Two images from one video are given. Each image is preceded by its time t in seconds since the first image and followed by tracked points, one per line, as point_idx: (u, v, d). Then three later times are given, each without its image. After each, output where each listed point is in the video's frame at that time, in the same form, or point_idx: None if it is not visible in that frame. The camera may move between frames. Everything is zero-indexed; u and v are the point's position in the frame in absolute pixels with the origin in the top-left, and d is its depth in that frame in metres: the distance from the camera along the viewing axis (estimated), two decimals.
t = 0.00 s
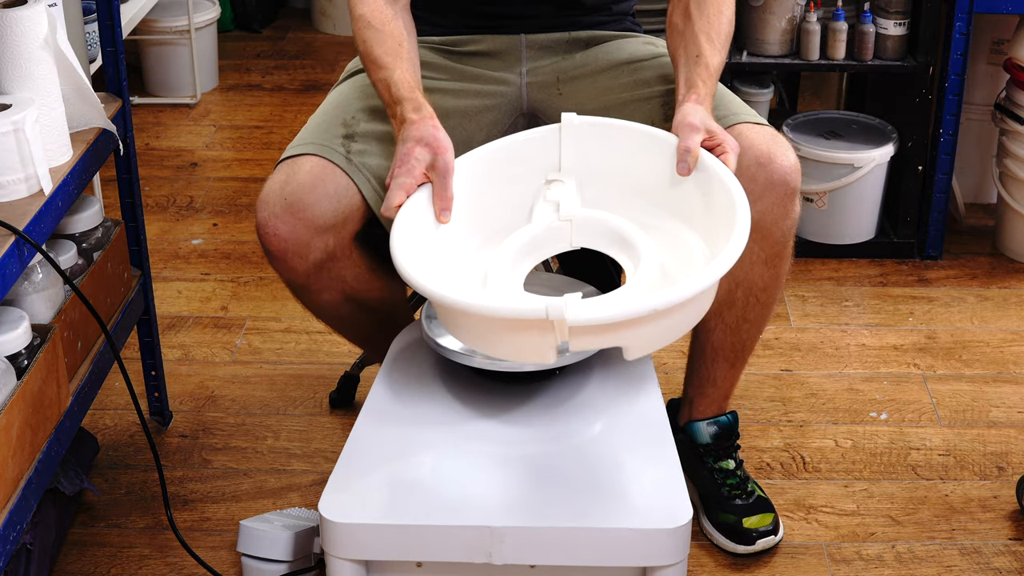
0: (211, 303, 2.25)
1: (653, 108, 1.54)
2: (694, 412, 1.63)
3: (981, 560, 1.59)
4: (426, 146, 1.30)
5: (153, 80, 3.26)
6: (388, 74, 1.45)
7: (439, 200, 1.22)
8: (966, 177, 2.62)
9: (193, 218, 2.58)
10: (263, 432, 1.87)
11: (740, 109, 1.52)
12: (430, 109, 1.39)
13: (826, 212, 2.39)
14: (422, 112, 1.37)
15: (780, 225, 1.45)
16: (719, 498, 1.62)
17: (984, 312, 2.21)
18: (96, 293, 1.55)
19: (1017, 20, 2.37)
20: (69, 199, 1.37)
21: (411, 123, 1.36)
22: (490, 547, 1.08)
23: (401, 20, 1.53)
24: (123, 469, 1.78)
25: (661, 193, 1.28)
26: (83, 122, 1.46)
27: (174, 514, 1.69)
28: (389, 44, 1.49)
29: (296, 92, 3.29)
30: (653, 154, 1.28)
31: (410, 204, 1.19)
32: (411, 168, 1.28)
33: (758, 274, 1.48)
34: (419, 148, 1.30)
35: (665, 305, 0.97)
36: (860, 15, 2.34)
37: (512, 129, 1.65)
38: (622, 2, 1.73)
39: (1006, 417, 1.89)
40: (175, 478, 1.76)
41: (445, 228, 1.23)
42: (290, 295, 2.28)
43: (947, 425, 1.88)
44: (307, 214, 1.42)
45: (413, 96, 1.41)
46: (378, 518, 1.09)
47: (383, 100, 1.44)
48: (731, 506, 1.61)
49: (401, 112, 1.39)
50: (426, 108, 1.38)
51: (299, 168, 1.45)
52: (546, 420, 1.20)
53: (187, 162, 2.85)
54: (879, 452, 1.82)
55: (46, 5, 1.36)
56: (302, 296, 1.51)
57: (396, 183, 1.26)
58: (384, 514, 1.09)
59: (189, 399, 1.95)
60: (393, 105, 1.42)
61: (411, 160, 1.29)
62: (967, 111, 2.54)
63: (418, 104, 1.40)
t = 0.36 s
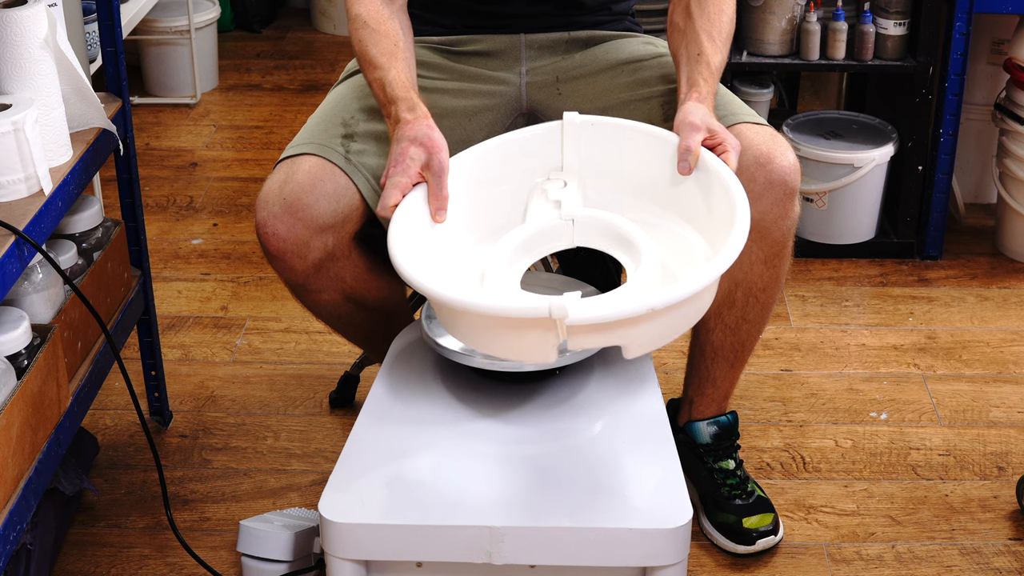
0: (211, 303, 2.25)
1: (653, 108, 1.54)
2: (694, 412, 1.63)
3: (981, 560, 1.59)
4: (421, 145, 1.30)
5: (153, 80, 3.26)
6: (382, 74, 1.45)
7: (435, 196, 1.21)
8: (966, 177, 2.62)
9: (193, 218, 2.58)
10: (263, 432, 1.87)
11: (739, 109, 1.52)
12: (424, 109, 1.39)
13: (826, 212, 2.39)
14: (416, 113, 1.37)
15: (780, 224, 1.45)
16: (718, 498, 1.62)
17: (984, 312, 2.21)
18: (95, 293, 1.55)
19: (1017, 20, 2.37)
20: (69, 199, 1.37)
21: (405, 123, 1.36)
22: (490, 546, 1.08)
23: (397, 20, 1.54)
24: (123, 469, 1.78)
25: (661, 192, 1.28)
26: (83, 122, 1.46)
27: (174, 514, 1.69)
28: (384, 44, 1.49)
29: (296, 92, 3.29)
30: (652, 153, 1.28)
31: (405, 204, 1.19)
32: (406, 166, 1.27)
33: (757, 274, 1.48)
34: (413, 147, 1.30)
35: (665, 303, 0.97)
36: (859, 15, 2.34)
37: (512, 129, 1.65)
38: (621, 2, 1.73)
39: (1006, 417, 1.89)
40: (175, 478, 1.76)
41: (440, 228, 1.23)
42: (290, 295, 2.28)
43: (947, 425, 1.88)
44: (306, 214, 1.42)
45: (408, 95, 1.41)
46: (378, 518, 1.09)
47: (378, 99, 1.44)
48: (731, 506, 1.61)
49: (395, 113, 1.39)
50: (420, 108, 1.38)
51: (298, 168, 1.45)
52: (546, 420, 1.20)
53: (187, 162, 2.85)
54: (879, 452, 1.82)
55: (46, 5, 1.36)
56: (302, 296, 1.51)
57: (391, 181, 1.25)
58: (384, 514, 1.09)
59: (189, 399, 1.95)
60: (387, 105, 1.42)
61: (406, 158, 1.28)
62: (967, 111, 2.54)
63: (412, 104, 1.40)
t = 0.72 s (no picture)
0: (211, 303, 2.25)
1: (653, 108, 1.54)
2: (694, 412, 1.63)
3: (981, 560, 1.59)
4: (422, 145, 1.29)
5: (153, 80, 3.26)
6: (381, 75, 1.45)
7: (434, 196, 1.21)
8: (966, 177, 2.62)
9: (193, 218, 2.58)
10: (263, 432, 1.87)
11: (739, 108, 1.52)
12: (424, 109, 1.39)
13: (826, 212, 2.39)
14: (417, 114, 1.37)
15: (780, 224, 1.45)
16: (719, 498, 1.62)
17: (984, 312, 2.21)
18: (95, 293, 1.55)
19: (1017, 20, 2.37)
20: (69, 199, 1.37)
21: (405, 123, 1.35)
22: (490, 546, 1.08)
23: (396, 21, 1.54)
24: (123, 469, 1.78)
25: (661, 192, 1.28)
26: (84, 122, 1.46)
27: (174, 514, 1.69)
28: (384, 45, 1.49)
29: (296, 92, 3.29)
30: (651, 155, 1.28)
31: (404, 206, 1.18)
32: (406, 167, 1.27)
33: (758, 274, 1.48)
34: (413, 148, 1.29)
35: (663, 302, 0.97)
36: (859, 15, 2.34)
37: (512, 129, 1.65)
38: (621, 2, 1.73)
39: (1006, 417, 1.89)
40: (175, 478, 1.76)
41: (440, 229, 1.23)
42: (290, 295, 2.28)
43: (947, 425, 1.88)
44: (306, 214, 1.42)
45: (407, 96, 1.40)
46: (379, 518, 1.09)
47: (377, 100, 1.44)
48: (731, 506, 1.61)
49: (394, 114, 1.39)
50: (420, 109, 1.38)
51: (297, 168, 1.45)
52: (546, 420, 1.20)
53: (187, 162, 2.85)
54: (879, 452, 1.82)
55: (46, 5, 1.36)
56: (301, 296, 1.51)
57: (390, 181, 1.25)
58: (384, 514, 1.09)
59: (189, 399, 1.95)
60: (387, 105, 1.41)
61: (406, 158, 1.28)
62: (967, 111, 2.54)
63: (411, 105, 1.39)
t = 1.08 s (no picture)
0: (211, 303, 2.25)
1: (652, 109, 1.55)
2: (694, 412, 1.63)
3: (981, 560, 1.59)
4: (413, 145, 1.29)
5: (153, 80, 3.27)
6: (375, 77, 1.45)
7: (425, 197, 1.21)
8: (966, 177, 2.62)
9: (193, 218, 2.58)
10: (263, 432, 1.87)
11: (739, 108, 1.52)
12: (415, 113, 1.39)
13: (826, 212, 2.39)
14: (408, 114, 1.37)
15: (780, 225, 1.45)
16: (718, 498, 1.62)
17: (984, 312, 2.21)
18: (95, 293, 1.55)
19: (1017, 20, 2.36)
20: (69, 199, 1.37)
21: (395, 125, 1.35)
22: (490, 546, 1.08)
23: (391, 22, 1.54)
24: (123, 469, 1.78)
25: (648, 198, 1.27)
26: (83, 122, 1.46)
27: (174, 514, 1.69)
28: (378, 47, 1.49)
29: (296, 92, 3.29)
30: (635, 163, 1.28)
31: (395, 204, 1.18)
32: (397, 167, 1.27)
33: (758, 274, 1.48)
34: (404, 149, 1.29)
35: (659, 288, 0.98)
36: (859, 15, 2.34)
37: (512, 129, 1.65)
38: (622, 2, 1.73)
39: (1006, 417, 1.89)
40: (175, 478, 1.76)
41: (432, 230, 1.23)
42: (290, 295, 2.28)
43: (947, 425, 1.88)
44: (306, 214, 1.42)
45: (399, 99, 1.39)
46: (378, 518, 1.09)
47: (370, 100, 1.44)
48: (731, 506, 1.61)
49: (385, 116, 1.39)
50: (411, 112, 1.37)
51: (297, 168, 1.45)
52: (546, 420, 1.20)
53: (187, 162, 2.85)
54: (879, 452, 1.82)
55: (46, 5, 1.36)
56: (301, 296, 1.51)
57: (381, 182, 1.25)
58: (384, 514, 1.09)
59: (189, 399, 1.95)
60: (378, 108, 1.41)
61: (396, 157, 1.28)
62: (967, 111, 2.54)
63: (402, 109, 1.39)
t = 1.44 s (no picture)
0: (211, 303, 2.25)
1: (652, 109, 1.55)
2: (694, 412, 1.63)
3: (981, 560, 1.59)
4: (393, 161, 1.35)
5: (153, 80, 3.27)
6: (359, 81, 1.47)
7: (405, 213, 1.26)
8: (966, 177, 2.62)
9: (193, 218, 2.58)
10: (263, 432, 1.87)
11: (738, 107, 1.53)
12: (396, 123, 1.42)
13: (826, 212, 2.39)
14: (389, 126, 1.41)
15: (780, 225, 1.45)
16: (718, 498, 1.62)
17: (984, 312, 2.21)
18: (95, 292, 1.55)
19: (1017, 20, 2.37)
20: (69, 199, 1.37)
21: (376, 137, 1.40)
22: (490, 546, 1.08)
23: (383, 21, 1.54)
24: (123, 469, 1.78)
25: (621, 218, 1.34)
26: (84, 122, 1.46)
27: (174, 514, 1.69)
28: (366, 48, 1.51)
29: (296, 92, 3.29)
30: (611, 183, 1.34)
31: (377, 221, 1.23)
32: (377, 182, 1.32)
33: (759, 273, 1.48)
34: (385, 163, 1.35)
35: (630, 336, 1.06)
36: (860, 15, 2.34)
37: (512, 129, 1.65)
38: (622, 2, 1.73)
39: (1006, 417, 1.89)
40: (175, 478, 1.76)
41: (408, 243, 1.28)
42: (290, 295, 2.28)
43: (947, 425, 1.88)
44: (308, 214, 1.43)
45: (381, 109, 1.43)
46: (379, 518, 1.09)
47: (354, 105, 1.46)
48: (731, 506, 1.60)
49: (367, 126, 1.42)
50: (392, 124, 1.41)
51: (300, 168, 1.45)
52: (546, 418, 1.20)
53: (187, 162, 2.85)
54: (879, 452, 1.82)
55: (46, 5, 1.36)
56: (302, 296, 1.51)
57: (363, 196, 1.30)
58: (384, 514, 1.09)
59: (189, 399, 1.95)
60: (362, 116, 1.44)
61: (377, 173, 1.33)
62: (967, 111, 2.55)
63: (383, 119, 1.42)
